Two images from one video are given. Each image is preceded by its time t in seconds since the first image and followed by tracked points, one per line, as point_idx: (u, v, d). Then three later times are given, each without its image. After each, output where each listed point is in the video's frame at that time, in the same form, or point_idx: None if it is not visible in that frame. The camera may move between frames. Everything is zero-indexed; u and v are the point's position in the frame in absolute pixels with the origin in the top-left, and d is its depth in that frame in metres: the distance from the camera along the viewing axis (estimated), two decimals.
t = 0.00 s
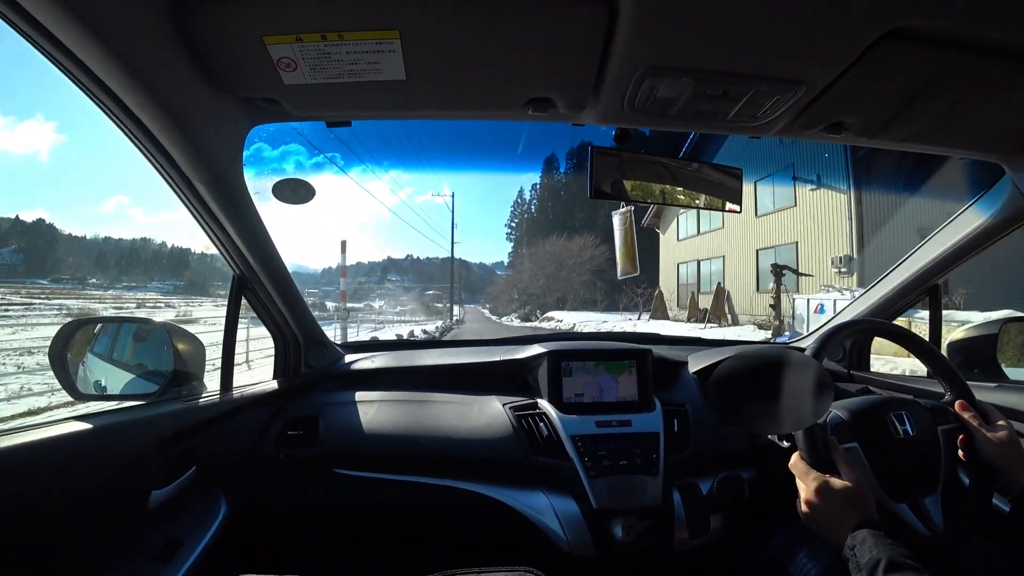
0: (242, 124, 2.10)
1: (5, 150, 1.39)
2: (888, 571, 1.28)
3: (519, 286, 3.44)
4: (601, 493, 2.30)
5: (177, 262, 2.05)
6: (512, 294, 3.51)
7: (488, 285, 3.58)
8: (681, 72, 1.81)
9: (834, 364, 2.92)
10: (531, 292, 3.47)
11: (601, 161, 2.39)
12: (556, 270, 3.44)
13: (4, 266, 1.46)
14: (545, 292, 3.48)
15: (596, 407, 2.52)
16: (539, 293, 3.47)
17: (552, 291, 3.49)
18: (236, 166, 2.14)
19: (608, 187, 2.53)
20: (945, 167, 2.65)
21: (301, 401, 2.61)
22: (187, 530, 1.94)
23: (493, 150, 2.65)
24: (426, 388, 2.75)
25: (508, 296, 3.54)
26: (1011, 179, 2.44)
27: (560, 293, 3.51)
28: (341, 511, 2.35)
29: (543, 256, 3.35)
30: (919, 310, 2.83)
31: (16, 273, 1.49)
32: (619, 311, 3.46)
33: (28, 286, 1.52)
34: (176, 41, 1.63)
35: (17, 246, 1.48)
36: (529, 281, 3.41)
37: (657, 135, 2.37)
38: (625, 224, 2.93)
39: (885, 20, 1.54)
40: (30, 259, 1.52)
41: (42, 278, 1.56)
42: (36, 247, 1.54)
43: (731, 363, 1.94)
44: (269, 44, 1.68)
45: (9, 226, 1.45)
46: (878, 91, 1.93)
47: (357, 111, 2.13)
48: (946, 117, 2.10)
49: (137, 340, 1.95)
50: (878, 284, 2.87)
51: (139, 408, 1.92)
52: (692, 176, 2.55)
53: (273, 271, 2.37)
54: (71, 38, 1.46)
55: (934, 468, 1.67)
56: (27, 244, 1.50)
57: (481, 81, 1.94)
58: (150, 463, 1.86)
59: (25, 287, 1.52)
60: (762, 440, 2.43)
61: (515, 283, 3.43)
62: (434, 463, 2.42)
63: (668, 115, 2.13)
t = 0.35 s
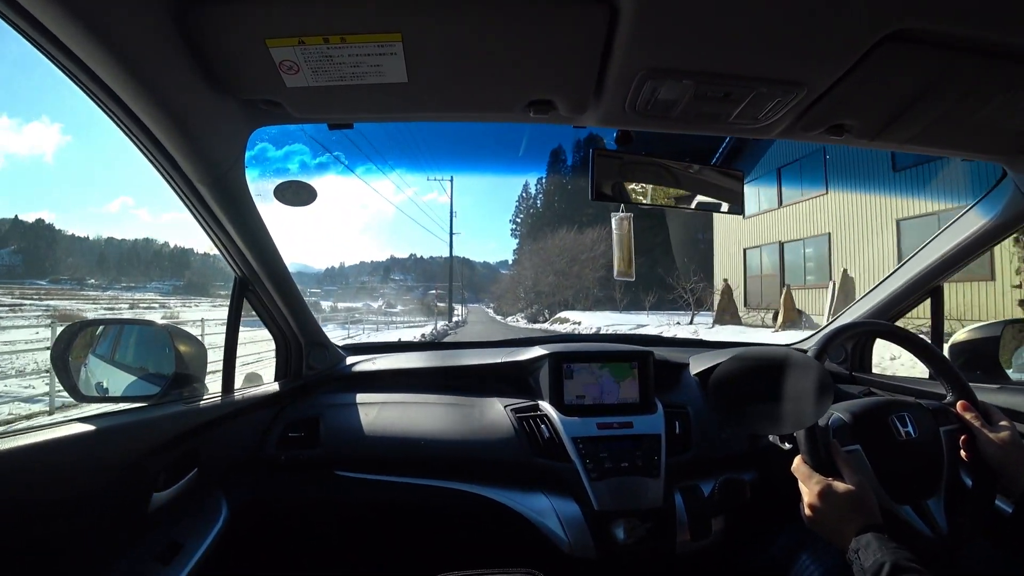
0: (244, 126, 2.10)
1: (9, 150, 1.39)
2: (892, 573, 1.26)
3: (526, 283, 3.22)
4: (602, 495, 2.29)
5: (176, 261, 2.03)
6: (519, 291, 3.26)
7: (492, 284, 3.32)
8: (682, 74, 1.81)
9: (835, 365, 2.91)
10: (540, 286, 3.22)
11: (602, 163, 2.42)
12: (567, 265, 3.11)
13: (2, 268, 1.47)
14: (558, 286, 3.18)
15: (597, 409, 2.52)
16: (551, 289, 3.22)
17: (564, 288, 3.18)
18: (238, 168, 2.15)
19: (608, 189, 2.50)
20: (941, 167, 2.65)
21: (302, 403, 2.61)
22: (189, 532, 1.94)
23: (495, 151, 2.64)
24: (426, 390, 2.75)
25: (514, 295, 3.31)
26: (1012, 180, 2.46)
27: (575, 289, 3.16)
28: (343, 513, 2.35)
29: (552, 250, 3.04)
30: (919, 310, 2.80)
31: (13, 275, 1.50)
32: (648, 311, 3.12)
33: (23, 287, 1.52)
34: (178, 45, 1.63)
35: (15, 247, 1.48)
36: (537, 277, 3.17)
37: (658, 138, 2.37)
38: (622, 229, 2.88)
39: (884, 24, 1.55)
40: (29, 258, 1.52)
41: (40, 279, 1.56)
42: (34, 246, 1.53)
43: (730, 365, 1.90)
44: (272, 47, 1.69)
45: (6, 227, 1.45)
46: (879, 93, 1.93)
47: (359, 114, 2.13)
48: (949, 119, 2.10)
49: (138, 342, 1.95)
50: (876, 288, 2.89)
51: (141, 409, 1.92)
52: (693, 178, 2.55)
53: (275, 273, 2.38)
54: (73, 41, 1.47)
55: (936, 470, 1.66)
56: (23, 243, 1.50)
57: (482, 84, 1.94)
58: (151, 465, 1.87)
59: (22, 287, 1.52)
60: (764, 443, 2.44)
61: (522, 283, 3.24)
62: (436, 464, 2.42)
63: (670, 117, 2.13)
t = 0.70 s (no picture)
0: (245, 129, 2.10)
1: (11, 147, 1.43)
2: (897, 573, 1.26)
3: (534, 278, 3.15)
4: (604, 497, 2.29)
5: (175, 257, 2.03)
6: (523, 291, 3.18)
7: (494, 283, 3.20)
8: (680, 74, 1.82)
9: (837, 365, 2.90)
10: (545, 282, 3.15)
11: (601, 164, 2.44)
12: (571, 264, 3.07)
13: None
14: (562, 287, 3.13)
15: (597, 410, 2.51)
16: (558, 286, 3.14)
17: (574, 285, 3.11)
18: (238, 170, 2.15)
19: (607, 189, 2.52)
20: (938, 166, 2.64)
21: (303, 405, 2.61)
22: (190, 534, 1.95)
23: (495, 152, 2.63)
24: (427, 392, 2.76)
25: (518, 292, 3.19)
26: (1011, 178, 2.45)
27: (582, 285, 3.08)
28: (344, 515, 2.35)
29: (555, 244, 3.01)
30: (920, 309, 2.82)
31: (8, 269, 1.47)
32: (684, 311, 3.06)
33: (18, 283, 1.50)
34: (178, 49, 1.64)
35: (13, 243, 1.46)
36: (545, 273, 3.11)
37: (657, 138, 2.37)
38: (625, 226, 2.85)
39: (882, 23, 1.55)
40: (25, 255, 1.50)
41: (35, 274, 1.54)
42: (31, 243, 1.51)
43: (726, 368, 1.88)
44: (270, 51, 1.69)
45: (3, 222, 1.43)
46: (879, 92, 1.93)
47: (358, 116, 2.13)
48: (950, 117, 2.09)
49: (138, 346, 1.96)
50: (881, 285, 2.86)
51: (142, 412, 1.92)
52: (693, 178, 2.57)
53: (274, 275, 2.38)
54: (74, 46, 1.49)
55: (937, 469, 1.67)
56: (22, 240, 1.49)
57: (481, 86, 1.95)
58: (152, 468, 1.87)
59: (19, 282, 1.50)
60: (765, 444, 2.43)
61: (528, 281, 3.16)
62: (437, 465, 2.43)
63: (669, 118, 2.13)
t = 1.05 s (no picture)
0: (245, 126, 2.09)
1: (22, 143, 1.44)
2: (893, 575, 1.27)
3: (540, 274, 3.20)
4: (603, 495, 2.29)
5: (174, 251, 2.04)
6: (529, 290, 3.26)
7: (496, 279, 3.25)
8: (682, 73, 1.81)
9: (836, 365, 2.90)
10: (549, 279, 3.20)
11: (602, 162, 2.43)
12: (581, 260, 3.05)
13: None
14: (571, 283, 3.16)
15: (597, 409, 2.51)
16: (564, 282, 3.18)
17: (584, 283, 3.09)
18: (238, 167, 2.14)
19: (609, 189, 2.51)
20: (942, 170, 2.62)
21: (303, 402, 2.61)
22: (190, 531, 1.95)
23: (495, 151, 2.62)
24: (427, 390, 2.76)
25: (524, 292, 3.29)
26: (1014, 177, 2.45)
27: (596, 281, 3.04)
28: (344, 511, 2.36)
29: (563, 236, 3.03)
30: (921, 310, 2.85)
31: (5, 262, 1.48)
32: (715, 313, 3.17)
33: (16, 277, 1.51)
34: (178, 45, 1.63)
35: (12, 235, 1.47)
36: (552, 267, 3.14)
37: (658, 137, 2.37)
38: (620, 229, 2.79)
39: (885, 22, 1.54)
40: (23, 247, 1.50)
41: (33, 268, 1.55)
42: (31, 236, 1.52)
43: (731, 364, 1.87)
44: (271, 48, 1.68)
45: None
46: (880, 91, 1.93)
47: (359, 114, 2.12)
48: (949, 117, 2.10)
49: (137, 343, 1.96)
50: (881, 286, 2.90)
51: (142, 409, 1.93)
52: (694, 177, 2.57)
53: (275, 272, 2.37)
54: (73, 42, 1.48)
55: (936, 471, 1.67)
56: (20, 232, 1.49)
57: (482, 84, 1.94)
58: (151, 465, 1.87)
59: (18, 276, 1.51)
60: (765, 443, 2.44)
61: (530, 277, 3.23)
62: (437, 463, 2.42)
63: (670, 117, 2.13)
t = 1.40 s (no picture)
0: (247, 122, 2.09)
1: (25, 145, 1.44)
2: None
3: (547, 271, 3.08)
4: (601, 495, 2.30)
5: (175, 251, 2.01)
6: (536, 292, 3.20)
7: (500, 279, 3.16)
8: (684, 75, 1.81)
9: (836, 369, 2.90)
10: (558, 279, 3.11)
11: (603, 162, 2.43)
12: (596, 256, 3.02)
13: None
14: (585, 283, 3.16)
15: (596, 409, 2.51)
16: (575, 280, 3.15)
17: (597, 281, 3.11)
18: (240, 163, 2.14)
19: (610, 189, 2.51)
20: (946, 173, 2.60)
21: (302, 399, 2.61)
22: (187, 526, 1.96)
23: (497, 151, 2.62)
24: (427, 389, 2.75)
25: (530, 292, 3.22)
26: (1016, 183, 2.47)
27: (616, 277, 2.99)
28: (342, 508, 2.36)
29: (576, 226, 2.90)
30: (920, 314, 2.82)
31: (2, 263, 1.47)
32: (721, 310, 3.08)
33: (8, 279, 1.48)
34: (182, 40, 1.63)
35: (9, 237, 1.46)
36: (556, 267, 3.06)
37: (661, 139, 2.36)
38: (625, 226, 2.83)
39: (888, 26, 1.54)
40: (21, 250, 1.49)
41: (30, 269, 1.52)
42: (28, 236, 1.51)
43: (725, 368, 1.94)
44: (275, 44, 1.68)
45: None
46: (883, 96, 1.93)
47: (361, 111, 2.12)
48: (951, 122, 2.10)
49: (138, 342, 1.97)
50: (881, 289, 2.89)
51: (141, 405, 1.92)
52: (696, 180, 2.56)
53: (275, 269, 2.37)
54: (77, 37, 1.49)
55: (933, 476, 1.67)
56: (20, 234, 1.48)
57: (485, 83, 1.94)
58: (149, 460, 1.87)
59: (13, 277, 1.49)
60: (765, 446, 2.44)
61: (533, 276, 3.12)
62: (436, 462, 2.42)
63: (672, 119, 2.13)
